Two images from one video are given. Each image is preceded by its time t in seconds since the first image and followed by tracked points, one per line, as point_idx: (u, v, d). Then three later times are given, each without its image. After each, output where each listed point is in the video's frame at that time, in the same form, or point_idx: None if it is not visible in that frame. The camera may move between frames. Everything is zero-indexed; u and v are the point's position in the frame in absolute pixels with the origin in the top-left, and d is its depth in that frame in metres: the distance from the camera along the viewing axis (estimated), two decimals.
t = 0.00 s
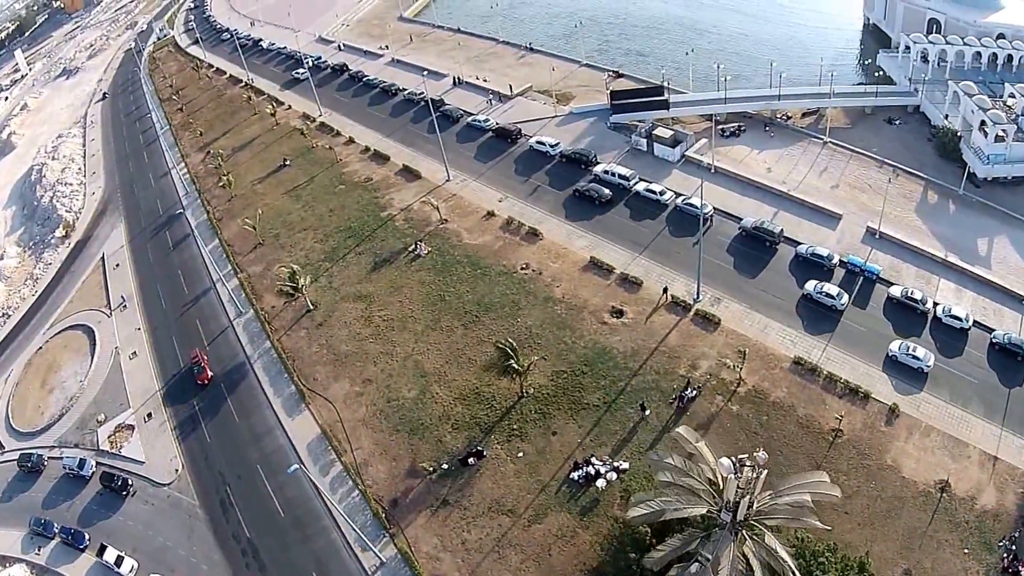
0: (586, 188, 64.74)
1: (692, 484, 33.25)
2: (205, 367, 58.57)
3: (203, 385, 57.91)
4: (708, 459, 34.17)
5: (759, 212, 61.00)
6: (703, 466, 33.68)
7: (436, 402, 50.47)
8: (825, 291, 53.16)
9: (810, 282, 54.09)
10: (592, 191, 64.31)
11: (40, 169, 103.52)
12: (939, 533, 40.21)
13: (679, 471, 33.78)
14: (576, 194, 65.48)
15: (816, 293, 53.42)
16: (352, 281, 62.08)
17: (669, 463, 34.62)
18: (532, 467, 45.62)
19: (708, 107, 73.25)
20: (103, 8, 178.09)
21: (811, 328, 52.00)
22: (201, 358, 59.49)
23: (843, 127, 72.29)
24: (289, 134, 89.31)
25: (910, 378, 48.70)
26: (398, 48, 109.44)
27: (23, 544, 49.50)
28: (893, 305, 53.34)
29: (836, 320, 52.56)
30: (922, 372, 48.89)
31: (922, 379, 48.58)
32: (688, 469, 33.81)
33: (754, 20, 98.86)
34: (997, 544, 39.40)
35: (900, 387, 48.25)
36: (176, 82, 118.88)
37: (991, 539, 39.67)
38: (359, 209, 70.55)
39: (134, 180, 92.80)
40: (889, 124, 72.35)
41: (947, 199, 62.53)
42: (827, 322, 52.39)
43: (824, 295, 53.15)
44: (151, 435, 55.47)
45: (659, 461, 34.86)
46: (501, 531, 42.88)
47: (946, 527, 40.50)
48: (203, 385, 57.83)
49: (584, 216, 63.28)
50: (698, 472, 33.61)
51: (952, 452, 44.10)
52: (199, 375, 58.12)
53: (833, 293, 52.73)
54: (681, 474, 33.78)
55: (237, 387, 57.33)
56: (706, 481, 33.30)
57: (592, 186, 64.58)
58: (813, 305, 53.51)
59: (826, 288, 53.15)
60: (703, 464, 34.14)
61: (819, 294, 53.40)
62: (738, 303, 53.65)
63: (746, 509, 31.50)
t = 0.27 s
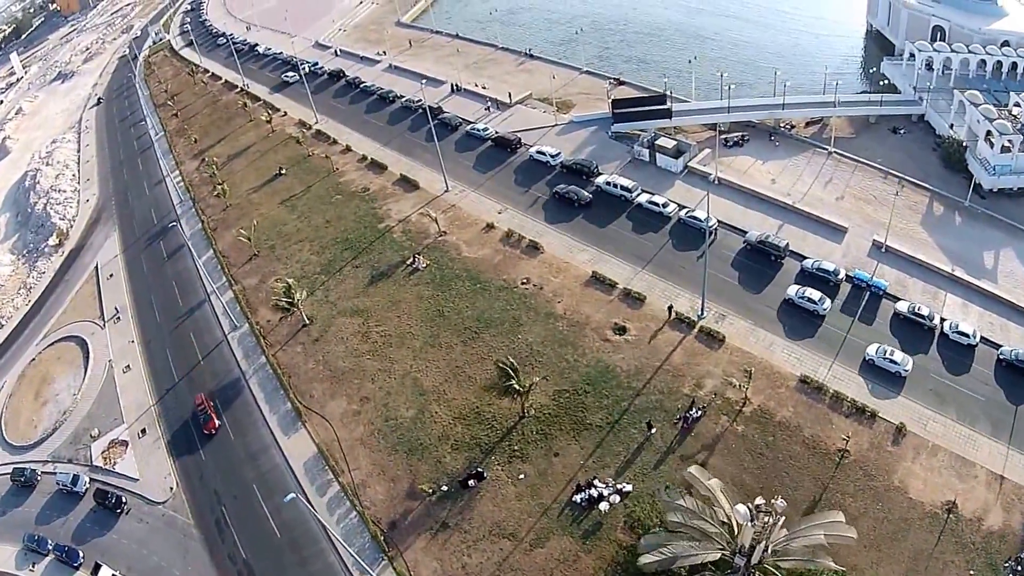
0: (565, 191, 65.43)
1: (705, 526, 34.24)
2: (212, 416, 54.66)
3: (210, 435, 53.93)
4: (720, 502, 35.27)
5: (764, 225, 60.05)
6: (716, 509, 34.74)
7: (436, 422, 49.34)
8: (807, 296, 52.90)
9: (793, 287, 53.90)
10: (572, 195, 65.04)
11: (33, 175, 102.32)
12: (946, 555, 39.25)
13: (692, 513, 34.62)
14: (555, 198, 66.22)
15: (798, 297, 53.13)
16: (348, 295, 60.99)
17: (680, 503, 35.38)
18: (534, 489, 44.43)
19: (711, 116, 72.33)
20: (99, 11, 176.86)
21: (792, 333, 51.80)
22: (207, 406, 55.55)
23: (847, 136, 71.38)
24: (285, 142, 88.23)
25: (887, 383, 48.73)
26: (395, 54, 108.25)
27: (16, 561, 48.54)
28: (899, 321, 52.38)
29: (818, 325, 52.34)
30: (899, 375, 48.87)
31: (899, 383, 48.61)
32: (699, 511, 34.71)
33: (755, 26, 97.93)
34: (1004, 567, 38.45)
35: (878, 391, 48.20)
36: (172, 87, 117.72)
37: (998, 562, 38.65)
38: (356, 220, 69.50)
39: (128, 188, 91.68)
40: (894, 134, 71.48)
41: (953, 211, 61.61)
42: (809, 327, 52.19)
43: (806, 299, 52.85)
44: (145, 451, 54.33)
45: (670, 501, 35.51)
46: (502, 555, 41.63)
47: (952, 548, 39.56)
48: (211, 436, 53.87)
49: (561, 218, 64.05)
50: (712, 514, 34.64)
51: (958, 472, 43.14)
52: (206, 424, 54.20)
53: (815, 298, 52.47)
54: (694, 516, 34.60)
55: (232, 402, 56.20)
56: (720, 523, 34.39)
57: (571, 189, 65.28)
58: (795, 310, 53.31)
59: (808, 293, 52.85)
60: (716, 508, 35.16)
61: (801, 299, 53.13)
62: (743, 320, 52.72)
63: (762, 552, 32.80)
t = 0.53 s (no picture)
0: (545, 193, 66.18)
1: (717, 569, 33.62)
2: (223, 472, 50.21)
3: (220, 492, 49.49)
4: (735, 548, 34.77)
5: (767, 237, 59.21)
6: (731, 554, 34.26)
7: (435, 441, 48.26)
8: (787, 300, 53.07)
9: (772, 291, 54.07)
10: (553, 197, 65.64)
11: (27, 182, 101.17)
12: None
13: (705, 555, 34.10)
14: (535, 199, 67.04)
15: (778, 301, 53.33)
16: (345, 309, 59.96)
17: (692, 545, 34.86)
18: (536, 510, 43.32)
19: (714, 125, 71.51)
20: (95, 13, 175.53)
21: (772, 337, 51.78)
22: (217, 460, 51.07)
23: (851, 145, 70.51)
24: (281, 149, 87.15)
25: (863, 385, 48.74)
26: (393, 59, 107.13)
27: None
28: (906, 336, 51.52)
29: (799, 329, 52.32)
30: (876, 378, 48.92)
31: (876, 386, 48.62)
32: (712, 555, 34.16)
33: (756, 32, 97.08)
34: None
35: (854, 395, 48.14)
36: (168, 91, 116.55)
37: None
38: (354, 231, 68.52)
39: (123, 195, 90.54)
40: (899, 142, 70.61)
41: (959, 222, 60.75)
42: (790, 331, 52.16)
43: (786, 303, 53.04)
44: (139, 467, 53.23)
45: (682, 543, 35.12)
46: None
47: (959, 570, 38.67)
48: (221, 493, 49.41)
49: (542, 220, 64.76)
50: (725, 558, 34.08)
51: (966, 492, 42.27)
52: (216, 480, 49.78)
53: (796, 302, 52.65)
54: (706, 558, 34.04)
55: (227, 418, 55.12)
56: (734, 568, 33.84)
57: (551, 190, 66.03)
58: (775, 314, 53.38)
59: (790, 297, 53.01)
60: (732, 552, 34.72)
61: (782, 303, 53.28)
62: (748, 336, 51.86)
63: None
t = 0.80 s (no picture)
0: (522, 194, 67.13)
1: None
2: (236, 536, 45.68)
3: (234, 558, 45.13)
4: None
5: (772, 248, 58.34)
6: None
7: (434, 460, 47.18)
8: (768, 303, 53.03)
9: (753, 294, 54.08)
10: (530, 198, 66.58)
11: (20, 187, 99.95)
12: None
13: None
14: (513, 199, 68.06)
15: (759, 304, 53.33)
16: (343, 322, 58.92)
17: None
18: (538, 533, 42.23)
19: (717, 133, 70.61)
20: (92, 14, 174.13)
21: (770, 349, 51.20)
22: (229, 521, 46.54)
23: (856, 153, 69.66)
24: (277, 155, 86.04)
25: (839, 387, 48.72)
26: (391, 63, 105.94)
27: None
28: (914, 352, 50.56)
29: (779, 332, 52.32)
30: (852, 380, 48.88)
31: (852, 388, 48.61)
32: None
33: (757, 37, 96.14)
34: None
35: (829, 397, 48.14)
36: (163, 95, 115.30)
37: None
38: (351, 241, 67.50)
39: (117, 201, 89.37)
40: (904, 150, 69.73)
41: (966, 233, 59.83)
42: (770, 334, 52.17)
43: (766, 306, 53.07)
44: (133, 484, 52.12)
45: None
46: None
47: None
48: (236, 559, 45.06)
49: (519, 220, 65.69)
50: None
51: (974, 511, 41.38)
52: (230, 545, 45.36)
53: (776, 305, 52.59)
54: None
55: (222, 434, 54.02)
56: None
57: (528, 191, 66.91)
58: (755, 316, 53.45)
59: (770, 300, 52.95)
60: None
61: (762, 305, 53.29)
62: (753, 352, 51.01)
63: None
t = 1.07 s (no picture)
0: (502, 194, 67.94)
1: None
2: None
3: None
4: None
5: (777, 260, 57.52)
6: None
7: (434, 481, 46.11)
8: (748, 305, 53.11)
9: (733, 296, 54.18)
10: (509, 198, 67.31)
11: (14, 191, 98.73)
12: None
13: None
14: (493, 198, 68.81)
15: (739, 306, 53.43)
16: (339, 336, 57.88)
17: None
18: (540, 556, 41.16)
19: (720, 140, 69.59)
20: (88, 14, 172.47)
21: (774, 365, 50.31)
22: None
23: (862, 161, 68.88)
24: (273, 161, 84.85)
25: (813, 388, 48.72)
26: (388, 66, 104.79)
27: None
28: (921, 367, 49.49)
29: (759, 334, 52.46)
30: (826, 381, 48.87)
31: (826, 389, 48.58)
32: None
33: (759, 41, 95.13)
34: None
35: (801, 398, 48.17)
36: (159, 98, 113.97)
37: None
38: (348, 250, 66.50)
39: (111, 206, 88.18)
40: (909, 157, 68.75)
41: (972, 243, 58.82)
42: (749, 336, 52.27)
43: (747, 309, 53.10)
44: (127, 499, 51.07)
45: None
46: None
47: None
48: None
49: (498, 220, 66.48)
50: None
51: (982, 530, 40.39)
52: None
53: (756, 307, 52.69)
54: None
55: (216, 450, 52.89)
56: None
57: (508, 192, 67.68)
58: (736, 318, 53.64)
59: (750, 302, 53.02)
60: None
61: (742, 307, 53.37)
62: (759, 368, 50.11)
63: None
